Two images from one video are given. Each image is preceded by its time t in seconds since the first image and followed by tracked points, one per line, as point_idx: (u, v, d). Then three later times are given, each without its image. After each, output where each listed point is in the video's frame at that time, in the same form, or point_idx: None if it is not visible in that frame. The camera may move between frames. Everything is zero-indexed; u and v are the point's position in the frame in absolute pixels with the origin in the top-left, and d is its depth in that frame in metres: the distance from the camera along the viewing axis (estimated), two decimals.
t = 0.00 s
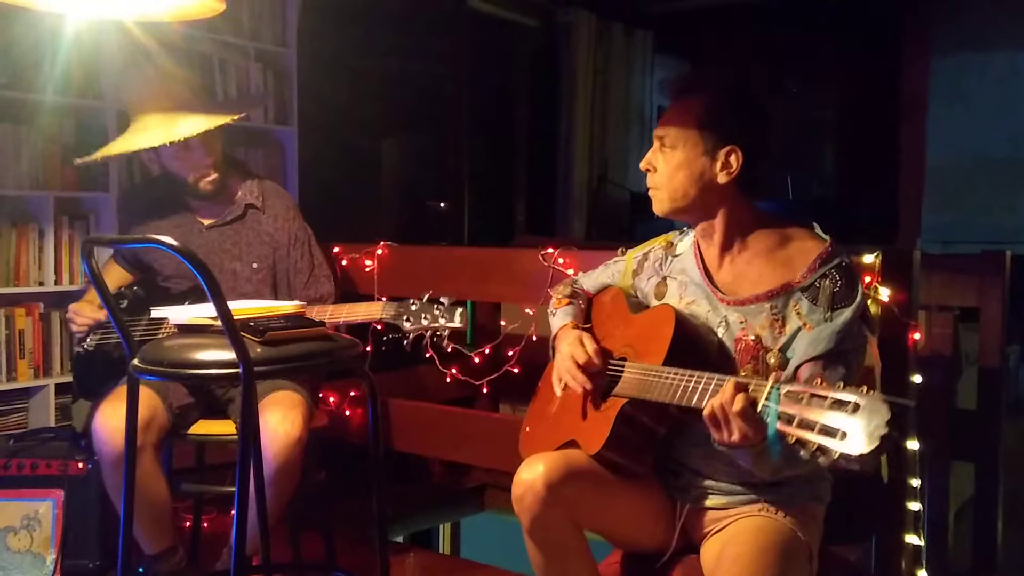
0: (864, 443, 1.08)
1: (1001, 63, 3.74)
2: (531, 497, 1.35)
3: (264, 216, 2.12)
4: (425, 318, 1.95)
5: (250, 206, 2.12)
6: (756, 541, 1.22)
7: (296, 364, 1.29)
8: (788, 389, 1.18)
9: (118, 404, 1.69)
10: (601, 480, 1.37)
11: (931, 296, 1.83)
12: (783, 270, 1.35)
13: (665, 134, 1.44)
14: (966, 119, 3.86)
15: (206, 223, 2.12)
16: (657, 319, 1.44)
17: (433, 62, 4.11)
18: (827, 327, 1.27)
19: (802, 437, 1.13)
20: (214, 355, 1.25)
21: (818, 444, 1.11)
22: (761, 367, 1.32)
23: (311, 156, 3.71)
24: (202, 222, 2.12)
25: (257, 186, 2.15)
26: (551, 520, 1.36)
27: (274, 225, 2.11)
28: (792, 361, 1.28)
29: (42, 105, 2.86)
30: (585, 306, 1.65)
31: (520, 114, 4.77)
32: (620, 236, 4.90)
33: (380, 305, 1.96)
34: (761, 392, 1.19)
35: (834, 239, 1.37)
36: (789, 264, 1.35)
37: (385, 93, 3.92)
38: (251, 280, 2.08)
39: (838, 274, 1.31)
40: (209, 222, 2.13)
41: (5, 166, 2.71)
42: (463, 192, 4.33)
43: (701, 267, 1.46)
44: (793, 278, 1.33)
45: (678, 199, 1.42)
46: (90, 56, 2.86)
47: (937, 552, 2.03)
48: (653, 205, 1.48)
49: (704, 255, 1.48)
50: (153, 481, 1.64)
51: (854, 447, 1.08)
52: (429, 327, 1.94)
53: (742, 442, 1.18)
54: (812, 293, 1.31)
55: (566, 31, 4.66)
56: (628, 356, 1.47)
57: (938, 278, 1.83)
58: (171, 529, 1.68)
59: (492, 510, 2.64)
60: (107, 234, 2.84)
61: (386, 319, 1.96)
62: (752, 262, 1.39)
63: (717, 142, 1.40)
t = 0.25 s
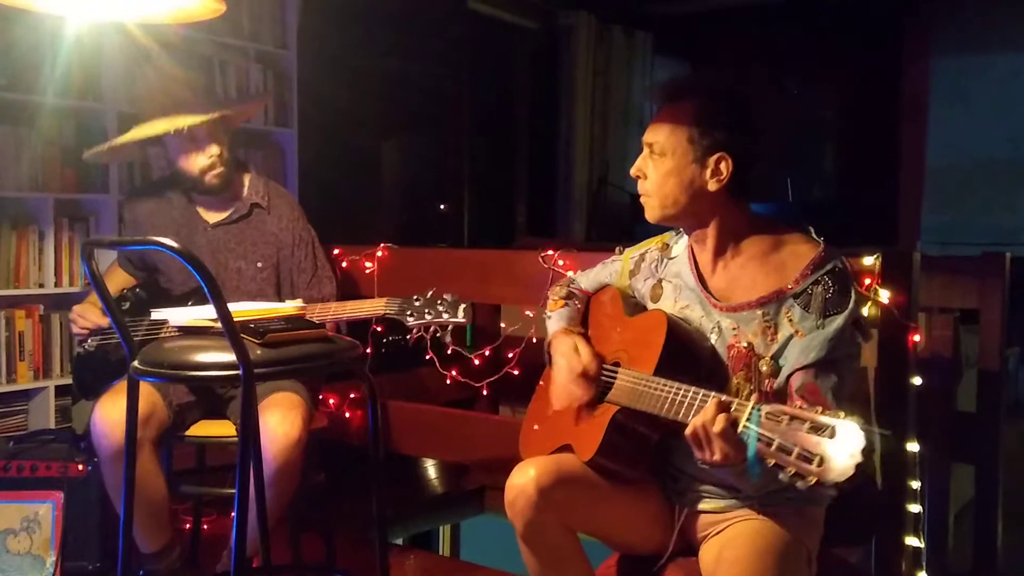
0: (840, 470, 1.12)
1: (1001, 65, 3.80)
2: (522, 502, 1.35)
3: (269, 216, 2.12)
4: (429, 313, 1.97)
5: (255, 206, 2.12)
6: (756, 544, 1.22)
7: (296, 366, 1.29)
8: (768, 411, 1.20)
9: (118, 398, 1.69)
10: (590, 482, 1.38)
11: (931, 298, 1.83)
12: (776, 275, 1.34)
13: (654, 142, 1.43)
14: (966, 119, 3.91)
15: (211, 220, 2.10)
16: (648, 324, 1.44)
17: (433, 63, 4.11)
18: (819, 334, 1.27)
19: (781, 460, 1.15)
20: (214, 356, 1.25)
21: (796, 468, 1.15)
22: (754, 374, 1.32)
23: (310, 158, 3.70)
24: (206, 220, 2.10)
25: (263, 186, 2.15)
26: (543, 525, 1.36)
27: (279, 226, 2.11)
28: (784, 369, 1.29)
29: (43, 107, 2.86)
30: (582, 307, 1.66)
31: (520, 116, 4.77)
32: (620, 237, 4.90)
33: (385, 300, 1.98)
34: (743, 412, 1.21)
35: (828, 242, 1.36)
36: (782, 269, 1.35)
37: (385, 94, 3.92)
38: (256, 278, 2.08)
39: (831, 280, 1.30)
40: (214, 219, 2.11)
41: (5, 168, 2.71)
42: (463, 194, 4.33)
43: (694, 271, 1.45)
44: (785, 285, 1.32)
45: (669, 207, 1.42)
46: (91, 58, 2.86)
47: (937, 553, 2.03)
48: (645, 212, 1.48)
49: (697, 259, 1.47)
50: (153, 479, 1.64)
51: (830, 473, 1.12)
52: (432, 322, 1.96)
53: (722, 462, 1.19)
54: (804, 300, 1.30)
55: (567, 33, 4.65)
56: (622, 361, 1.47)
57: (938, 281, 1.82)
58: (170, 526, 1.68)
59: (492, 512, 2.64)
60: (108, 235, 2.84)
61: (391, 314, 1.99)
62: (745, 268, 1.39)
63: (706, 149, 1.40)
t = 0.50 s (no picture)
0: (812, 485, 1.13)
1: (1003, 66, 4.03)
2: (520, 503, 1.37)
3: (281, 215, 2.12)
4: (438, 312, 1.95)
5: (268, 204, 2.12)
6: (758, 545, 1.22)
7: (300, 365, 1.29)
8: (748, 420, 1.20)
9: (121, 397, 1.69)
10: (590, 483, 1.38)
11: (935, 298, 1.80)
12: (773, 279, 1.35)
13: (648, 148, 1.43)
14: (972, 123, 4.11)
15: (223, 216, 2.10)
16: (645, 327, 1.44)
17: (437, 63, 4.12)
18: (815, 338, 1.27)
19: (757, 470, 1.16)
20: (219, 354, 1.25)
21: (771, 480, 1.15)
22: (751, 378, 1.32)
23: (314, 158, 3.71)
24: (217, 215, 2.10)
25: (275, 186, 2.15)
26: (540, 526, 1.37)
27: (290, 225, 2.12)
28: (781, 373, 1.29)
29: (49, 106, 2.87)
30: (586, 308, 1.65)
31: (524, 117, 4.79)
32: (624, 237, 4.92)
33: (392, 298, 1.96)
34: (724, 421, 1.22)
35: (826, 243, 1.36)
36: (779, 273, 1.35)
37: (389, 94, 3.93)
38: (264, 277, 2.07)
39: (828, 283, 1.30)
40: (225, 215, 2.10)
41: (11, 167, 2.72)
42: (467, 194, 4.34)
43: (693, 273, 1.46)
44: (782, 288, 1.33)
45: (664, 213, 1.42)
46: (96, 58, 2.88)
47: (941, 553, 2.03)
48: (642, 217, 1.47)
49: (697, 261, 1.48)
50: (156, 478, 1.64)
51: (803, 488, 1.13)
52: (441, 319, 1.94)
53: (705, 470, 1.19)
54: (801, 303, 1.31)
55: (570, 34, 4.72)
56: (620, 362, 1.48)
57: (940, 280, 1.80)
58: (172, 523, 1.68)
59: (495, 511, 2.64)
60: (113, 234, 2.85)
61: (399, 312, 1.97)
62: (743, 270, 1.39)
63: (700, 155, 1.39)
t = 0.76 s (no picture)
0: (796, 487, 1.15)
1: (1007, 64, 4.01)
2: (515, 503, 1.37)
3: (280, 216, 2.13)
4: (441, 326, 1.97)
5: (268, 204, 2.13)
6: (753, 546, 1.22)
7: (299, 364, 1.29)
8: (736, 420, 1.20)
9: (121, 401, 1.69)
10: (586, 484, 1.38)
11: (932, 298, 1.81)
12: (767, 280, 1.35)
13: (653, 150, 1.41)
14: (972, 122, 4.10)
15: (222, 214, 2.09)
16: (640, 327, 1.44)
17: (435, 63, 4.13)
18: (808, 339, 1.27)
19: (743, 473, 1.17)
20: (217, 353, 1.25)
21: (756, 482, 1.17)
22: (744, 378, 1.32)
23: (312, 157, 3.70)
24: (216, 213, 2.09)
25: (276, 187, 2.16)
26: (536, 526, 1.38)
27: (289, 226, 2.12)
28: (775, 373, 1.29)
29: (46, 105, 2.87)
30: (583, 305, 1.66)
31: (522, 116, 4.79)
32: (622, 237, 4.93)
33: (396, 311, 1.97)
34: (712, 421, 1.22)
35: (821, 244, 1.36)
36: (774, 273, 1.35)
37: (388, 94, 3.93)
38: (262, 277, 2.07)
39: (822, 284, 1.30)
40: (224, 213, 2.09)
41: (8, 167, 2.72)
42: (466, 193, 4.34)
43: (688, 273, 1.46)
44: (776, 289, 1.33)
45: (667, 212, 1.40)
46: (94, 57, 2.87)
47: (938, 552, 2.03)
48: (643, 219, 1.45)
49: (692, 260, 1.48)
50: (156, 478, 1.64)
51: (787, 490, 1.15)
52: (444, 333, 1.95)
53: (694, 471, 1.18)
54: (794, 303, 1.30)
55: (569, 33, 4.72)
56: (615, 362, 1.48)
57: (938, 281, 1.80)
58: (173, 526, 1.68)
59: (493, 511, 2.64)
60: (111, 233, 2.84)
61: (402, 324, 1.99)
62: (738, 271, 1.39)
63: (708, 154, 1.39)
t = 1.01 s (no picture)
0: (807, 474, 1.15)
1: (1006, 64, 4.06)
2: (516, 503, 1.38)
3: (276, 215, 2.12)
4: (441, 328, 1.96)
5: (263, 204, 2.12)
6: (755, 545, 1.22)
7: (298, 364, 1.29)
8: (743, 410, 1.20)
9: (122, 408, 1.69)
10: (587, 483, 1.38)
11: (931, 298, 1.82)
12: (770, 276, 1.35)
13: (686, 143, 1.38)
14: (972, 122, 4.12)
15: (217, 214, 2.09)
16: (641, 325, 1.44)
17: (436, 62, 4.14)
18: (810, 335, 1.27)
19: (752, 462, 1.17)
20: (217, 353, 1.25)
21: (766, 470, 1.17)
22: (745, 374, 1.31)
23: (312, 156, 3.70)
24: (211, 212, 2.09)
25: (271, 186, 2.16)
26: (537, 526, 1.38)
27: (285, 227, 2.12)
28: (776, 369, 1.29)
29: (47, 104, 2.87)
30: (582, 308, 1.65)
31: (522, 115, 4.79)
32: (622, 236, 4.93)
33: (397, 313, 1.99)
34: (720, 412, 1.21)
35: (822, 243, 1.36)
36: (776, 270, 1.35)
37: (388, 93, 3.94)
38: (259, 278, 2.07)
39: (823, 280, 1.30)
40: (219, 212, 2.09)
41: (9, 166, 2.72)
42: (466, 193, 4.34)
43: (688, 271, 1.46)
44: (778, 285, 1.33)
45: (700, 212, 1.39)
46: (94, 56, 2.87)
47: (937, 551, 2.04)
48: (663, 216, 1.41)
49: (692, 258, 1.48)
50: (157, 477, 1.64)
51: (798, 477, 1.15)
52: (444, 336, 1.94)
53: (701, 463, 1.20)
54: (796, 299, 1.31)
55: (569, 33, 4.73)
56: (615, 362, 1.48)
57: (938, 280, 1.81)
58: (174, 528, 1.68)
59: (493, 510, 2.63)
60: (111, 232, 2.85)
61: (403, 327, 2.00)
62: (739, 268, 1.40)
63: (733, 151, 1.40)
